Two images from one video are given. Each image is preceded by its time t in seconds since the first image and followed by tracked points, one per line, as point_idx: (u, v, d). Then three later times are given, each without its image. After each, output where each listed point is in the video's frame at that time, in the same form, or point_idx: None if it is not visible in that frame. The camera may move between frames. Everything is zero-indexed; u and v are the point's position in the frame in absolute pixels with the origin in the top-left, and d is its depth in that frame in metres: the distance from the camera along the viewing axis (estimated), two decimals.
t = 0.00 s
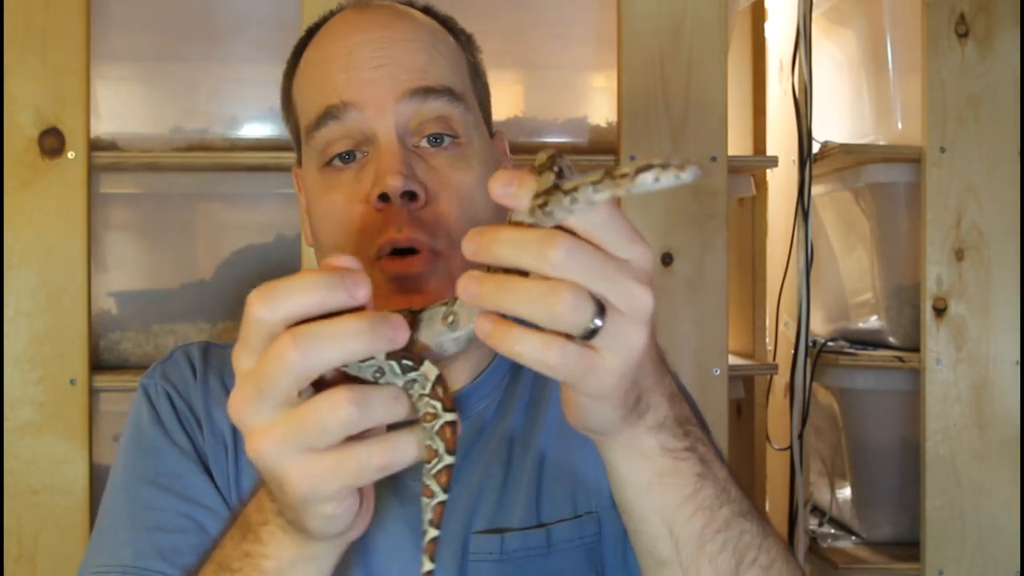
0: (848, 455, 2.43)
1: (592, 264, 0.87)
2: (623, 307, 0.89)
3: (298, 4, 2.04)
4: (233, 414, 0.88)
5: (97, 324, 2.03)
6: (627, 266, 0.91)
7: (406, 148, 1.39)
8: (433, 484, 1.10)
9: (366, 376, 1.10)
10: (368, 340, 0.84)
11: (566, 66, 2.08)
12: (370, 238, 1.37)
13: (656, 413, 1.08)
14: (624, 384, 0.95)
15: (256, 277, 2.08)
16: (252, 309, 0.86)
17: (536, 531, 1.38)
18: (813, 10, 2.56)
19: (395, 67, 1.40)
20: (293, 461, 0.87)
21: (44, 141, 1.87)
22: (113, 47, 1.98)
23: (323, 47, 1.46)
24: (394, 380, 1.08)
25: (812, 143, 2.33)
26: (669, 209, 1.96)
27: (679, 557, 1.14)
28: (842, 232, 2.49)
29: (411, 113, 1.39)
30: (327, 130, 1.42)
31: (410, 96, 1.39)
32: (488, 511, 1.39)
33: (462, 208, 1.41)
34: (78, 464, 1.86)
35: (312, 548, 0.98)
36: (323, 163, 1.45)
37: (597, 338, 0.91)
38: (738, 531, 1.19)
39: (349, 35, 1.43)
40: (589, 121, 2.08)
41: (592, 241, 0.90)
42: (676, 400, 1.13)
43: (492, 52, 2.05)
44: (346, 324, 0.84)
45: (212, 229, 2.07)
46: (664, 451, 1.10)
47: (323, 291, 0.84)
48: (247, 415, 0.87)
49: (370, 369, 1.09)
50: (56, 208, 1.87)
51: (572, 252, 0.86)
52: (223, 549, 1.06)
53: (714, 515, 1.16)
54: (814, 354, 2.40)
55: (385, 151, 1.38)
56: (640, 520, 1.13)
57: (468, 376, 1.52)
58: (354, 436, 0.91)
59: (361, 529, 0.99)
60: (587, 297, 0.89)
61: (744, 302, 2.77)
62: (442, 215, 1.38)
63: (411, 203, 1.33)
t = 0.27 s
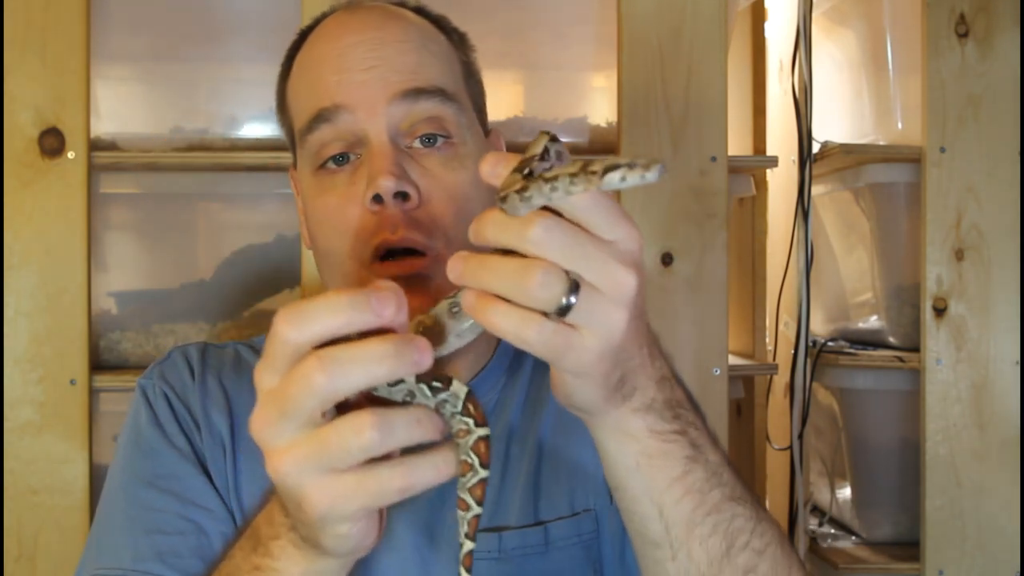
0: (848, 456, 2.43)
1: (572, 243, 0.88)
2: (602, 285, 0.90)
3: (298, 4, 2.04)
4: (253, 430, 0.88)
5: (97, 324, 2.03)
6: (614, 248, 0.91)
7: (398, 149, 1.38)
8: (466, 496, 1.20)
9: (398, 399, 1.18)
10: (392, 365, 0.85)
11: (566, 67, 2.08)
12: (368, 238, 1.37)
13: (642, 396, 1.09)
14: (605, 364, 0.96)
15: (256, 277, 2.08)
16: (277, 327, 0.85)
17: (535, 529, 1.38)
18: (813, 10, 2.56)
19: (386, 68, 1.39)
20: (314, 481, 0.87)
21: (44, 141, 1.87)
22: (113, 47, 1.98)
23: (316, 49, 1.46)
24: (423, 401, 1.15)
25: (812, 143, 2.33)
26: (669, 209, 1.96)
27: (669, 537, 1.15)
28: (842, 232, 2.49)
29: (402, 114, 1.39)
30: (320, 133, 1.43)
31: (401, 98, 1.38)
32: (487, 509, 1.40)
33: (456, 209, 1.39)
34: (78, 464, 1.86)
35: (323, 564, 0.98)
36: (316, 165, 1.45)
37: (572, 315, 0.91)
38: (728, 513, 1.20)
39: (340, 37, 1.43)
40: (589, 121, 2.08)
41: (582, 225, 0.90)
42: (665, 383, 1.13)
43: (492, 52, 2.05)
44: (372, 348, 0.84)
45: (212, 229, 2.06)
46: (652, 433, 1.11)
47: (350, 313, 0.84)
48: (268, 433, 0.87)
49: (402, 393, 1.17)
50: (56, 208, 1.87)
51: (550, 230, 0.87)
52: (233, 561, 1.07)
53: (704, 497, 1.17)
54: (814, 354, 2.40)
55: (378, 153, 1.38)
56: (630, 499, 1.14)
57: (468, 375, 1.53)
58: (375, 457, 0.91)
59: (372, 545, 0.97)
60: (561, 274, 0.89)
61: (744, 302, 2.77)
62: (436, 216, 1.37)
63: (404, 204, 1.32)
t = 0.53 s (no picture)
0: (848, 455, 2.43)
1: (557, 225, 0.89)
2: (588, 266, 0.91)
3: (298, 5, 2.04)
4: (277, 455, 0.88)
5: (97, 324, 2.03)
6: (602, 230, 0.92)
7: (391, 153, 1.38)
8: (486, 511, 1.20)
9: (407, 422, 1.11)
10: (421, 395, 0.85)
11: (567, 66, 2.07)
12: (363, 243, 1.36)
13: (639, 379, 1.11)
14: (597, 346, 0.97)
15: (257, 277, 2.08)
16: (307, 352, 0.85)
17: (535, 527, 1.39)
18: (814, 10, 2.56)
19: (378, 72, 1.39)
20: (337, 507, 0.86)
21: (44, 141, 1.87)
22: (113, 47, 1.98)
23: (308, 55, 1.47)
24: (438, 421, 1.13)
25: (812, 143, 2.33)
26: (669, 209, 1.96)
27: (670, 522, 1.16)
28: (842, 232, 2.49)
29: (395, 118, 1.38)
30: (315, 138, 1.43)
31: (394, 101, 1.38)
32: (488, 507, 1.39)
33: (451, 210, 1.39)
34: (78, 464, 1.86)
35: None
36: (312, 170, 1.46)
37: (554, 293, 0.92)
38: (730, 499, 1.20)
39: (332, 42, 1.43)
40: (589, 121, 2.07)
41: (570, 208, 0.91)
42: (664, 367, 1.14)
43: (492, 52, 2.05)
44: (401, 378, 0.84)
45: (212, 229, 2.07)
46: (649, 416, 1.12)
47: (379, 340, 0.84)
48: (293, 459, 0.86)
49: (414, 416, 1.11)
50: (56, 208, 1.87)
51: (533, 213, 0.89)
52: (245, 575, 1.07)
53: (704, 481, 1.17)
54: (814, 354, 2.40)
55: (371, 158, 1.38)
56: (629, 483, 1.16)
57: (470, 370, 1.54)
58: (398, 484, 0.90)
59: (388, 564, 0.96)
60: (543, 255, 0.91)
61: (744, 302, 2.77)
62: (431, 219, 1.36)
63: (398, 209, 1.32)
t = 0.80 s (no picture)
0: (848, 455, 2.43)
1: (559, 233, 0.91)
2: (592, 271, 0.92)
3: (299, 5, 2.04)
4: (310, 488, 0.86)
5: (97, 324, 2.03)
6: (607, 234, 0.92)
7: (382, 152, 1.38)
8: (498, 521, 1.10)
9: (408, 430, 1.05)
10: (465, 434, 0.85)
11: (567, 66, 2.07)
12: (355, 242, 1.35)
13: (649, 380, 1.11)
14: (607, 352, 0.97)
15: (257, 277, 2.08)
16: (349, 388, 0.84)
17: (538, 527, 1.39)
18: (814, 10, 2.56)
19: (365, 72, 1.40)
20: (370, 541, 0.86)
21: (44, 141, 1.87)
22: (113, 47, 1.98)
23: (296, 58, 1.47)
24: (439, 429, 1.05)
25: (812, 143, 2.33)
26: (669, 209, 1.96)
27: (681, 521, 1.17)
28: (842, 232, 2.49)
29: (385, 117, 1.39)
30: (306, 141, 1.43)
31: (383, 100, 1.38)
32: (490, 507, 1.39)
33: (443, 207, 1.37)
34: (78, 464, 1.86)
35: None
36: (303, 173, 1.45)
37: (557, 299, 0.93)
38: (741, 497, 1.21)
39: (318, 46, 1.44)
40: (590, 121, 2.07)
41: (574, 215, 0.92)
42: (675, 367, 1.15)
43: (492, 51, 2.05)
44: (446, 417, 0.84)
45: (212, 229, 2.06)
46: (660, 417, 1.13)
47: (423, 377, 0.84)
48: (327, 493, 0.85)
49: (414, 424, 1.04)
50: (56, 208, 1.87)
51: (536, 222, 0.91)
52: None
53: (714, 480, 1.19)
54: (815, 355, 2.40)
55: (362, 157, 1.38)
56: (640, 483, 1.17)
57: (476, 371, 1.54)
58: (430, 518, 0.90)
59: None
60: (545, 262, 0.93)
61: (744, 303, 2.77)
62: (424, 216, 1.35)
63: (391, 207, 1.32)
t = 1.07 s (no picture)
0: (848, 455, 2.43)
1: (561, 238, 0.93)
2: (593, 276, 0.93)
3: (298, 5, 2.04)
4: (335, 496, 0.88)
5: (97, 324, 2.03)
6: (609, 240, 0.93)
7: (371, 150, 1.38)
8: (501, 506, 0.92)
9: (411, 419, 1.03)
10: (496, 447, 0.86)
11: (567, 66, 2.07)
12: (347, 243, 1.34)
13: (658, 381, 1.10)
14: (613, 359, 0.97)
15: (257, 277, 2.08)
16: (378, 401, 0.85)
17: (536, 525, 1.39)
18: (814, 10, 2.56)
19: (350, 72, 1.40)
20: (391, 548, 0.88)
21: (44, 141, 1.87)
22: (113, 47, 1.98)
23: (279, 62, 1.47)
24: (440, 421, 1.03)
25: (812, 143, 2.33)
26: (670, 209, 1.96)
27: (689, 517, 1.18)
28: (842, 232, 2.49)
29: (371, 117, 1.39)
30: (293, 145, 1.43)
31: (368, 100, 1.39)
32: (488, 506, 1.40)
33: (434, 203, 1.37)
34: (78, 464, 1.86)
35: None
36: (291, 177, 1.45)
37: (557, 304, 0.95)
38: (750, 496, 1.21)
39: (301, 48, 1.44)
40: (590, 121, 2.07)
41: (578, 221, 0.93)
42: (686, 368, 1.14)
43: (492, 51, 2.05)
44: (479, 430, 0.86)
45: (213, 229, 2.06)
46: (668, 416, 1.13)
47: (455, 392, 0.85)
48: (354, 502, 0.87)
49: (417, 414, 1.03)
50: (56, 209, 1.87)
51: (539, 228, 0.94)
52: None
53: (723, 478, 1.19)
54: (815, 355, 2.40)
55: (350, 158, 1.38)
56: (648, 479, 1.18)
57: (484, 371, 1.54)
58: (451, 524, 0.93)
59: None
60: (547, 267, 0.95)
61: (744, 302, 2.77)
62: (415, 213, 1.35)
63: (382, 205, 1.32)
